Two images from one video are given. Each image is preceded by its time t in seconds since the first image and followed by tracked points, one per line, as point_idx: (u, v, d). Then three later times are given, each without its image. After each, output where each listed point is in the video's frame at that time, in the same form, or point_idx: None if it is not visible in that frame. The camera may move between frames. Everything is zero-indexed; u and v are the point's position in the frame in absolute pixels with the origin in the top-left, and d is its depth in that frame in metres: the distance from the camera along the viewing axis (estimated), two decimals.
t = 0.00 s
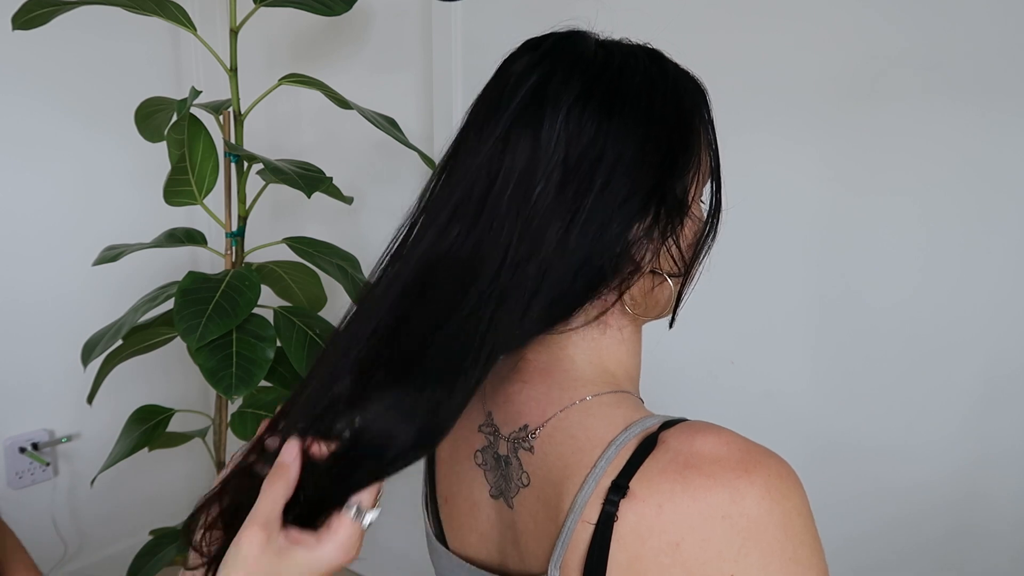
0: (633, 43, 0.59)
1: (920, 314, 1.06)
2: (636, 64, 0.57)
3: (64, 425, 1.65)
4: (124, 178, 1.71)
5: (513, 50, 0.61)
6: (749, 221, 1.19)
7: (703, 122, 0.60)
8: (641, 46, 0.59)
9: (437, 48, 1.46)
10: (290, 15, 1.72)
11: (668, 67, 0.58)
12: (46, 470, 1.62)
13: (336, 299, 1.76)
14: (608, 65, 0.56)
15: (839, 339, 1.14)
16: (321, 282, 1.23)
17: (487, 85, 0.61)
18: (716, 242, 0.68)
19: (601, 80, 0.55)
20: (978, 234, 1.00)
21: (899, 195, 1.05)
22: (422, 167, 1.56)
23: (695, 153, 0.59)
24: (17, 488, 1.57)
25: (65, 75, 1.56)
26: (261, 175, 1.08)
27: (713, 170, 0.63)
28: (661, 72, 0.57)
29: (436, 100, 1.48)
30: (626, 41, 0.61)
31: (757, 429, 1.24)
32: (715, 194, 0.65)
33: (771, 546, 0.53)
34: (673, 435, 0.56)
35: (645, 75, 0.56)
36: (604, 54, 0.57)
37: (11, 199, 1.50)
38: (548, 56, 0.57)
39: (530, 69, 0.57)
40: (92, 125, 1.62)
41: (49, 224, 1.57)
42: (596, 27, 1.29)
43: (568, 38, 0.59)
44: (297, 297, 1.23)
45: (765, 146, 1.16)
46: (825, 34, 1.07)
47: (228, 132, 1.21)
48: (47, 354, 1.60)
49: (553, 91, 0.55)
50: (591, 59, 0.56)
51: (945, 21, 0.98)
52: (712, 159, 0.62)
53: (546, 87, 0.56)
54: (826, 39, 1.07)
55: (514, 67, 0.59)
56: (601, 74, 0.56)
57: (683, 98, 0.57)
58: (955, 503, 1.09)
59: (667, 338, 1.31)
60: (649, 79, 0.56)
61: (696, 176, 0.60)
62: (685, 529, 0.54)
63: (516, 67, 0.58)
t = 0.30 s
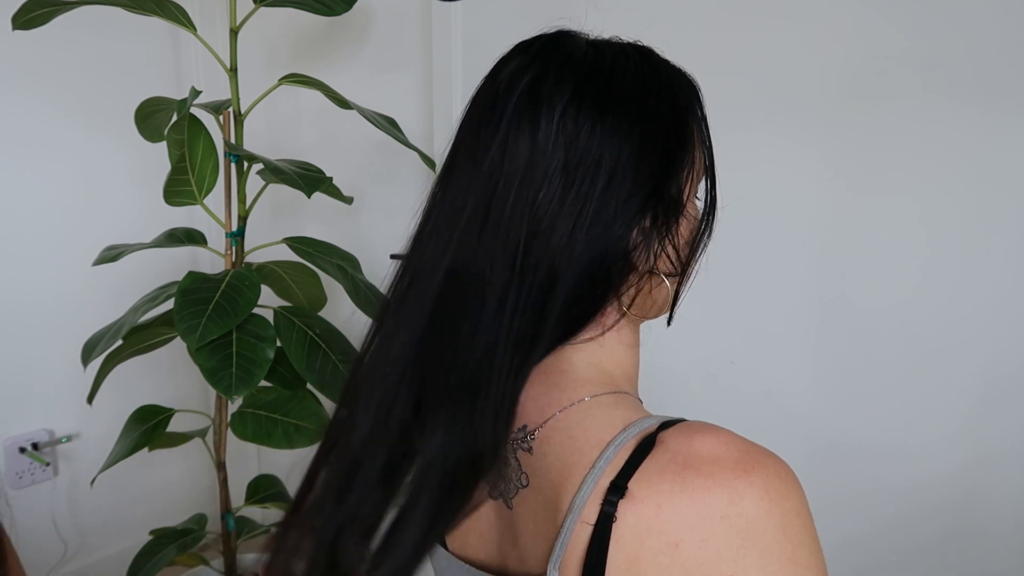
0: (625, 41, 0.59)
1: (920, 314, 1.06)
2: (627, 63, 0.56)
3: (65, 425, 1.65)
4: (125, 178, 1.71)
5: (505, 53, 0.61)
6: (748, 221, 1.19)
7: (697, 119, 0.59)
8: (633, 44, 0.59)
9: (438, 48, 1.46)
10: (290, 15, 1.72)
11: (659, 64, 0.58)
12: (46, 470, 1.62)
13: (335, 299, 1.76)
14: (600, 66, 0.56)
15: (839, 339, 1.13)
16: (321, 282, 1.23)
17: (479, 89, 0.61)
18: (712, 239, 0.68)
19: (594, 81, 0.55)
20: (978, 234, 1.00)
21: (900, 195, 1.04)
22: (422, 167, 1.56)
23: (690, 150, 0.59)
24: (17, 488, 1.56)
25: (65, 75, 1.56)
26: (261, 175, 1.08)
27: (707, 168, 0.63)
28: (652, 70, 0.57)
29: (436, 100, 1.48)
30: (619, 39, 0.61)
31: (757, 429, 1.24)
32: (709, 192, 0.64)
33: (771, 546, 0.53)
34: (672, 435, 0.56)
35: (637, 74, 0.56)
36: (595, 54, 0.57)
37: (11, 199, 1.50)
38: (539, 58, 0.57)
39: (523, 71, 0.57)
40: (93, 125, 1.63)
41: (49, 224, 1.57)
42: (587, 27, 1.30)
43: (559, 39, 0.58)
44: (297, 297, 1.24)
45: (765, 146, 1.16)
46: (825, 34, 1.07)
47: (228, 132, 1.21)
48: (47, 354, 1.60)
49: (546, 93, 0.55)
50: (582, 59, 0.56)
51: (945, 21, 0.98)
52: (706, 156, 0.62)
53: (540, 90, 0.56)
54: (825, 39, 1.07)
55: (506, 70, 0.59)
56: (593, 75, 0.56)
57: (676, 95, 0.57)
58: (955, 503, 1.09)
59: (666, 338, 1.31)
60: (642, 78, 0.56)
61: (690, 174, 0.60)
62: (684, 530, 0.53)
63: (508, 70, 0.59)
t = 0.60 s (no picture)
0: (628, 41, 0.59)
1: (920, 314, 1.06)
2: (632, 63, 0.57)
3: (64, 425, 1.65)
4: (125, 178, 1.71)
5: (507, 53, 0.61)
6: (749, 221, 1.19)
7: (700, 119, 0.59)
8: (636, 44, 0.59)
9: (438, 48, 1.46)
10: (290, 15, 1.72)
11: (662, 64, 0.58)
12: (45, 470, 1.62)
13: (335, 299, 1.76)
14: (604, 65, 0.56)
15: (839, 339, 1.13)
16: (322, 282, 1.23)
17: (483, 89, 0.61)
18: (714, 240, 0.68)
19: (599, 80, 0.55)
20: (978, 234, 1.00)
21: (900, 195, 1.05)
22: (422, 167, 1.56)
23: (693, 150, 0.59)
24: (17, 488, 1.56)
25: (64, 74, 1.56)
26: (261, 175, 1.08)
27: (709, 168, 0.63)
28: (656, 69, 0.57)
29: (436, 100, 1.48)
30: (621, 39, 0.61)
31: (757, 430, 1.25)
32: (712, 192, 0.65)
33: (771, 546, 0.53)
34: (673, 435, 0.56)
35: (642, 74, 0.56)
36: (599, 54, 0.57)
37: (12, 199, 1.50)
38: (543, 57, 0.57)
39: (527, 71, 0.57)
40: (93, 125, 1.63)
41: (48, 224, 1.57)
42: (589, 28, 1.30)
43: (563, 39, 0.59)
44: (297, 297, 1.24)
45: (765, 146, 1.16)
46: (825, 34, 1.07)
47: (228, 132, 1.21)
48: (47, 354, 1.60)
49: (552, 92, 0.55)
50: (586, 59, 0.56)
51: (945, 22, 0.98)
52: (708, 156, 0.62)
53: (546, 91, 0.56)
54: (826, 40, 1.07)
55: (509, 69, 0.59)
56: (598, 74, 0.56)
57: (680, 94, 0.57)
58: (955, 504, 1.09)
59: (666, 338, 1.31)
60: (646, 77, 0.56)
61: (693, 174, 0.60)
62: (685, 529, 0.54)
63: (512, 69, 0.59)
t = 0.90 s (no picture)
0: (632, 42, 0.59)
1: (920, 314, 1.06)
2: (635, 64, 0.57)
3: (64, 425, 1.65)
4: (125, 178, 1.71)
5: (510, 52, 0.61)
6: (749, 220, 1.19)
7: (702, 120, 0.59)
8: (640, 45, 0.59)
9: (438, 47, 1.46)
10: (290, 15, 1.72)
11: (664, 65, 0.58)
12: (46, 470, 1.61)
13: (335, 298, 1.76)
14: (607, 65, 0.56)
15: (839, 339, 1.13)
16: (322, 283, 1.23)
17: (486, 88, 0.61)
18: (715, 241, 0.68)
19: (602, 80, 0.55)
20: (979, 233, 1.00)
21: (900, 195, 1.05)
22: (422, 167, 1.56)
23: (695, 150, 0.59)
24: (17, 488, 1.56)
25: (65, 74, 1.56)
26: (261, 175, 1.08)
27: (712, 169, 0.63)
28: (659, 71, 0.57)
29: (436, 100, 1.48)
30: (624, 39, 0.61)
31: (758, 430, 1.24)
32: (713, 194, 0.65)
33: (771, 546, 0.53)
34: (673, 435, 0.57)
35: (645, 75, 0.56)
36: (603, 54, 0.57)
37: (12, 199, 1.50)
38: (547, 56, 0.57)
39: (530, 71, 0.57)
40: (93, 125, 1.62)
41: (48, 224, 1.57)
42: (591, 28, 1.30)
43: (567, 38, 0.58)
44: (297, 298, 1.24)
45: (764, 146, 1.16)
46: (825, 35, 1.07)
47: (228, 132, 1.21)
48: (47, 354, 1.60)
49: (555, 92, 0.55)
50: (589, 58, 0.56)
51: (944, 22, 0.98)
52: (710, 157, 0.62)
53: (548, 90, 0.56)
54: (826, 40, 1.07)
55: (512, 69, 0.59)
56: (601, 74, 0.56)
57: (683, 96, 0.57)
58: (955, 504, 1.09)
59: (666, 338, 1.31)
60: (650, 78, 0.56)
61: (694, 175, 0.60)
62: (685, 529, 0.54)
63: (515, 68, 0.59)
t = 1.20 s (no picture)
0: (635, 43, 0.59)
1: (920, 314, 1.06)
2: (638, 65, 0.57)
3: (64, 425, 1.65)
4: (125, 178, 1.71)
5: (512, 52, 0.62)
6: (748, 220, 1.19)
7: (704, 121, 0.60)
8: (643, 46, 0.59)
9: (437, 46, 1.46)
10: (290, 15, 1.71)
11: (667, 66, 0.58)
12: (46, 470, 1.61)
13: (335, 298, 1.76)
14: (610, 66, 0.56)
15: (839, 339, 1.14)
16: (322, 282, 1.23)
17: (488, 88, 0.61)
18: (715, 242, 0.68)
19: (605, 80, 0.55)
20: (979, 234, 1.00)
21: (899, 196, 1.05)
22: (422, 167, 1.56)
23: (697, 151, 0.59)
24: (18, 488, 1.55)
25: (65, 73, 1.56)
26: (261, 175, 1.08)
27: (713, 169, 0.63)
28: (662, 72, 0.57)
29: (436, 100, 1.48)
30: (627, 40, 0.61)
31: (758, 430, 1.24)
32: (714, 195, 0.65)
33: (772, 547, 0.53)
34: (674, 436, 0.57)
35: (647, 76, 0.56)
36: (606, 54, 0.57)
37: (11, 200, 1.49)
38: (549, 57, 0.57)
39: (533, 71, 0.57)
40: (92, 125, 1.62)
41: (48, 225, 1.57)
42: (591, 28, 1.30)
43: (570, 38, 0.58)
44: (297, 298, 1.24)
45: (764, 147, 1.16)
46: (825, 35, 1.07)
47: (228, 132, 1.21)
48: (47, 354, 1.60)
49: (558, 92, 0.55)
50: (592, 59, 0.57)
51: (944, 22, 0.98)
52: (711, 159, 0.62)
53: (551, 90, 0.56)
54: (825, 39, 1.07)
55: (515, 68, 0.59)
56: (604, 74, 0.56)
57: (685, 98, 0.57)
58: (955, 504, 1.09)
59: (666, 338, 1.31)
60: (653, 79, 0.56)
61: (696, 176, 0.60)
62: (685, 529, 0.54)
63: (518, 68, 0.59)
